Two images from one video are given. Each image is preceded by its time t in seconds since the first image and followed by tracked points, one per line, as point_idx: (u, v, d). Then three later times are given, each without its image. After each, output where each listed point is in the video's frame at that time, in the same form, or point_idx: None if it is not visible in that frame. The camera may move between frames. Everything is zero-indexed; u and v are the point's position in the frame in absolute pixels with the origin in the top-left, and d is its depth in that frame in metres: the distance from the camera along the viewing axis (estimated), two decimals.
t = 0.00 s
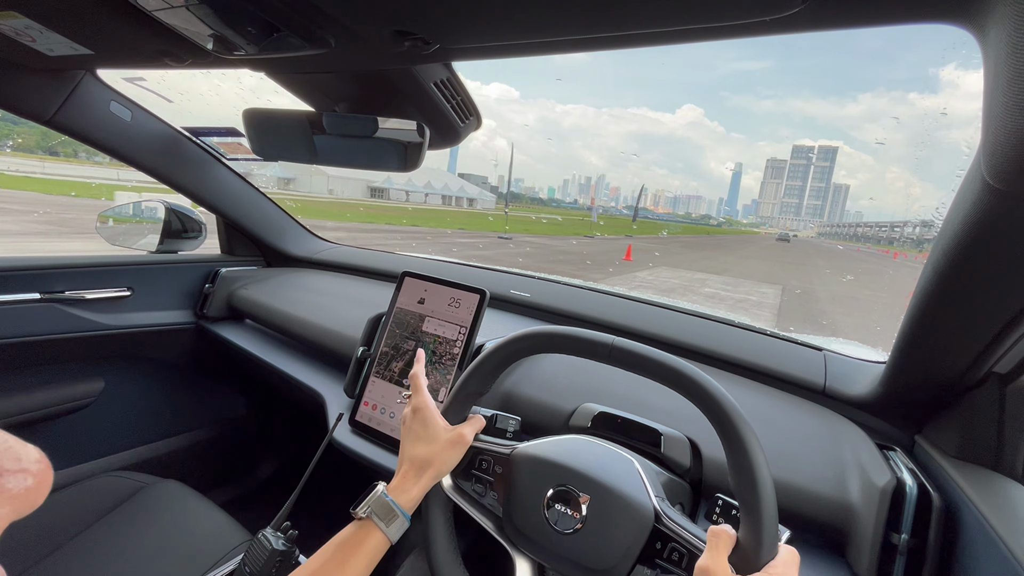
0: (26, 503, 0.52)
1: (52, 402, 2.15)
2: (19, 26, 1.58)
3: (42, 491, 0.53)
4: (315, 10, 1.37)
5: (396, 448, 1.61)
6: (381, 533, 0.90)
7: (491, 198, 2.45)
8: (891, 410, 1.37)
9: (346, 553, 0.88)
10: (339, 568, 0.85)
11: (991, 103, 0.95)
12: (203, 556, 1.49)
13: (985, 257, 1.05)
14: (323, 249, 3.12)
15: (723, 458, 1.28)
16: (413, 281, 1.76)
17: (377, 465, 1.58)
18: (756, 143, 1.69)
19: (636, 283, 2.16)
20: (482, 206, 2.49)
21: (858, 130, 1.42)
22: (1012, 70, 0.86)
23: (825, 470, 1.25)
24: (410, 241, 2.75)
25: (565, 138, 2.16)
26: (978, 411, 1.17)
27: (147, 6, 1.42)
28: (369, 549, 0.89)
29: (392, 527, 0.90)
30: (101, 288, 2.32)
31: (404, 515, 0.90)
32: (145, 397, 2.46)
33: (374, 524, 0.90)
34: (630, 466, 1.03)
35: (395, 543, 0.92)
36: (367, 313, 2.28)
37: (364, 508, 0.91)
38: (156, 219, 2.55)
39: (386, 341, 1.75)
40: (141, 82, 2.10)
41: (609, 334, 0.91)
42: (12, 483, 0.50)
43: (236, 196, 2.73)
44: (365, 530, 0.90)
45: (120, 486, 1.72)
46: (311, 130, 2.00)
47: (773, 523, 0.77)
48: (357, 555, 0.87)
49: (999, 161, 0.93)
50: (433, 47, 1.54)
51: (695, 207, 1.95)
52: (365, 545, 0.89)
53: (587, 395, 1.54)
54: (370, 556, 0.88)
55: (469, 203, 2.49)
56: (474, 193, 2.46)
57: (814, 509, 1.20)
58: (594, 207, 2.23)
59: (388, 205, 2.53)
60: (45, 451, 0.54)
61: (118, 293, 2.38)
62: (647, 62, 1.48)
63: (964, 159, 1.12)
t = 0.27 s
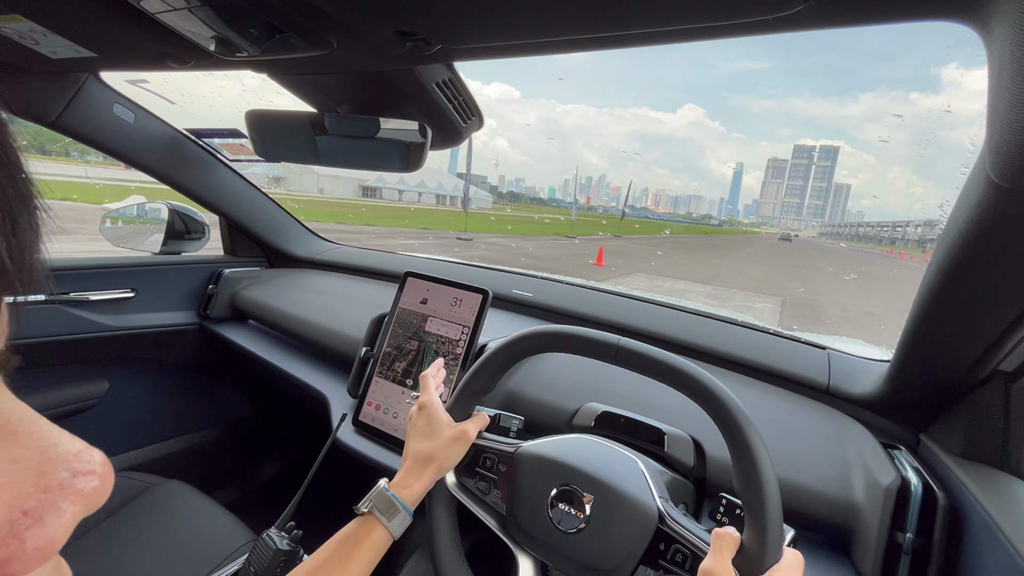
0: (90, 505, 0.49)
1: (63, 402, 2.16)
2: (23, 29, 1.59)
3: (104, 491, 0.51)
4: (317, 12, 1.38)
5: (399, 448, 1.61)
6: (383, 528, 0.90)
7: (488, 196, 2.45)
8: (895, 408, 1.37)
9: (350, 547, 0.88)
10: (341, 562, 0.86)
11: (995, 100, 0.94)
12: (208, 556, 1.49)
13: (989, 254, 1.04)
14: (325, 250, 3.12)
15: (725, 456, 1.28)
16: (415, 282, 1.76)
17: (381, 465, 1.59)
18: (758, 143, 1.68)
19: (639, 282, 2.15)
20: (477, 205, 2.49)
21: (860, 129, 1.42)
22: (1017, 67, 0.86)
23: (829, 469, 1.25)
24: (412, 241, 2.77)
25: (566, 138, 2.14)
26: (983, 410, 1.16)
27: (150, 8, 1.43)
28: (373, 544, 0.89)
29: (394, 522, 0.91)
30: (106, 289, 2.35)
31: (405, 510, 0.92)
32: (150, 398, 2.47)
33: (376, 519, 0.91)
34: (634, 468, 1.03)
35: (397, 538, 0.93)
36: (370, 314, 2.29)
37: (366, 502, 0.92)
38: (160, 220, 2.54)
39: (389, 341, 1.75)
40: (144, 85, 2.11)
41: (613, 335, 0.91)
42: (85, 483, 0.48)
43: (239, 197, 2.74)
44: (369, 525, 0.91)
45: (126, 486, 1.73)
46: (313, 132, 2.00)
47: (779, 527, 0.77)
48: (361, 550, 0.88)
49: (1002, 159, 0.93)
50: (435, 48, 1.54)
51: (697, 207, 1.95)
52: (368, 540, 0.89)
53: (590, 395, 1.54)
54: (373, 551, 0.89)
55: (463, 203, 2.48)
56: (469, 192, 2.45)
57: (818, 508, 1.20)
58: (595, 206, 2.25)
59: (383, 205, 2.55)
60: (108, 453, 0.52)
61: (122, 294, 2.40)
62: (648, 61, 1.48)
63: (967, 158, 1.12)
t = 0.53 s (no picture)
0: (93, 508, 0.54)
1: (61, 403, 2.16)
2: (25, 31, 1.59)
3: (107, 496, 0.57)
4: (318, 15, 1.38)
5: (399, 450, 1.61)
6: (377, 529, 0.90)
7: (483, 195, 2.43)
8: (896, 411, 1.36)
9: (344, 549, 0.87)
10: (336, 563, 0.85)
11: (997, 104, 0.94)
12: (207, 559, 1.48)
13: (991, 258, 1.04)
14: (326, 252, 3.12)
15: (726, 460, 1.27)
16: (415, 284, 1.76)
17: (381, 468, 1.58)
18: (758, 142, 1.67)
19: (640, 285, 2.15)
20: (471, 204, 2.45)
21: (860, 129, 1.42)
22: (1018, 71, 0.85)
23: (831, 474, 1.24)
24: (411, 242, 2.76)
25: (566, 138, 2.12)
26: (985, 414, 1.15)
27: (152, 11, 1.43)
28: (367, 546, 0.88)
29: (388, 524, 0.90)
30: (108, 290, 2.35)
31: (400, 510, 0.91)
32: (149, 400, 2.47)
33: (370, 520, 0.90)
34: (634, 471, 1.03)
35: (391, 540, 0.92)
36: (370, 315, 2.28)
37: (360, 504, 0.91)
38: (161, 222, 2.55)
39: (389, 344, 1.75)
40: (146, 86, 2.11)
41: (612, 339, 0.91)
42: (86, 489, 0.53)
43: (240, 199, 2.74)
44: (363, 527, 0.90)
45: (124, 489, 1.72)
46: (314, 134, 1.99)
47: (779, 531, 0.76)
48: (355, 551, 0.87)
49: (1004, 162, 0.92)
50: (435, 50, 1.54)
51: (696, 206, 1.90)
52: (363, 542, 0.88)
53: (590, 398, 1.53)
54: (368, 553, 0.88)
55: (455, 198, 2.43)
56: (462, 191, 2.43)
57: (820, 513, 1.19)
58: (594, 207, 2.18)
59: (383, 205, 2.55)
60: (110, 461, 0.57)
61: (122, 296, 2.40)
62: (649, 62, 1.48)
63: (968, 160, 1.12)
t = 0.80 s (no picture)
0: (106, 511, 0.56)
1: (66, 402, 2.16)
2: (27, 30, 1.59)
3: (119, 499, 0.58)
4: (319, 14, 1.38)
5: (400, 449, 1.61)
6: (379, 531, 0.90)
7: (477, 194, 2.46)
8: (897, 411, 1.36)
9: (347, 551, 0.87)
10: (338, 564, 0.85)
11: (999, 103, 0.94)
12: (208, 557, 1.49)
13: (992, 257, 1.04)
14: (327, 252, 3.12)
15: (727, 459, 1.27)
16: (416, 283, 1.76)
17: (382, 467, 1.58)
18: (756, 143, 1.67)
19: (641, 284, 2.14)
20: (463, 202, 2.49)
21: (858, 129, 1.43)
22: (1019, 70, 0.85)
23: (832, 473, 1.24)
24: (412, 242, 2.77)
25: (565, 138, 2.11)
26: (985, 413, 1.15)
27: (153, 9, 1.43)
28: (370, 548, 0.89)
29: (390, 524, 0.91)
30: (108, 289, 2.35)
31: (401, 512, 0.91)
32: (151, 398, 2.47)
33: (372, 522, 0.90)
34: (635, 470, 1.03)
35: (394, 541, 0.92)
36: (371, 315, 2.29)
37: (362, 506, 0.91)
38: (162, 222, 2.56)
39: (390, 342, 1.75)
40: (147, 85, 2.11)
41: (612, 338, 0.91)
42: (102, 493, 0.55)
43: (242, 198, 2.74)
44: (365, 529, 0.90)
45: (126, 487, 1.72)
46: (315, 133, 1.99)
47: (779, 529, 0.76)
48: (359, 553, 0.87)
49: (1005, 161, 0.92)
50: (436, 49, 1.54)
51: (695, 206, 1.89)
52: (366, 544, 0.88)
53: (591, 397, 1.53)
54: (370, 555, 0.88)
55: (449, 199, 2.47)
56: (455, 190, 2.46)
57: (821, 512, 1.19)
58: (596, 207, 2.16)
59: (396, 205, 2.59)
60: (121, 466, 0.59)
61: (124, 295, 2.41)
62: (649, 61, 1.48)
63: (969, 158, 1.12)
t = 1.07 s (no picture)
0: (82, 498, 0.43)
1: (61, 400, 2.17)
2: (26, 28, 1.59)
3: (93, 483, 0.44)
4: (319, 13, 1.38)
5: (398, 449, 1.60)
6: (375, 533, 0.89)
7: (468, 193, 2.42)
8: (895, 414, 1.36)
9: (343, 554, 0.87)
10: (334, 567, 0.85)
11: (997, 106, 0.93)
12: (205, 557, 1.48)
13: (991, 261, 1.04)
14: (326, 251, 3.12)
15: (726, 461, 1.27)
16: (415, 283, 1.76)
17: (380, 467, 1.57)
18: (754, 142, 1.67)
19: (640, 285, 2.14)
20: (453, 201, 2.45)
21: (856, 128, 1.42)
22: (1017, 74, 0.85)
23: (831, 475, 1.24)
24: (409, 242, 2.77)
25: (564, 137, 2.13)
26: (984, 416, 1.15)
27: (152, 8, 1.43)
28: (366, 550, 0.88)
29: (386, 526, 0.90)
30: (104, 288, 2.34)
31: (398, 515, 0.91)
32: (149, 398, 2.46)
33: (368, 524, 0.90)
34: (633, 470, 1.02)
35: (391, 544, 0.91)
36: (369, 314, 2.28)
37: (358, 507, 0.91)
38: (161, 221, 2.55)
39: (389, 342, 1.75)
40: (146, 84, 2.11)
41: (609, 339, 0.90)
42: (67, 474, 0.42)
43: (241, 197, 2.73)
44: (361, 531, 0.90)
45: (123, 487, 1.72)
46: (314, 132, 1.99)
47: (776, 526, 0.76)
48: (355, 555, 0.87)
49: (1004, 164, 0.92)
50: (436, 49, 1.54)
51: (693, 205, 1.92)
52: (362, 546, 0.88)
53: (589, 398, 1.53)
54: (367, 557, 0.88)
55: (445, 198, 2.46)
56: (446, 189, 2.43)
57: (820, 515, 1.18)
58: (596, 208, 2.16)
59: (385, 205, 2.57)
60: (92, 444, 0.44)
61: (122, 293, 2.39)
62: (648, 61, 1.48)
63: (968, 159, 1.11)
